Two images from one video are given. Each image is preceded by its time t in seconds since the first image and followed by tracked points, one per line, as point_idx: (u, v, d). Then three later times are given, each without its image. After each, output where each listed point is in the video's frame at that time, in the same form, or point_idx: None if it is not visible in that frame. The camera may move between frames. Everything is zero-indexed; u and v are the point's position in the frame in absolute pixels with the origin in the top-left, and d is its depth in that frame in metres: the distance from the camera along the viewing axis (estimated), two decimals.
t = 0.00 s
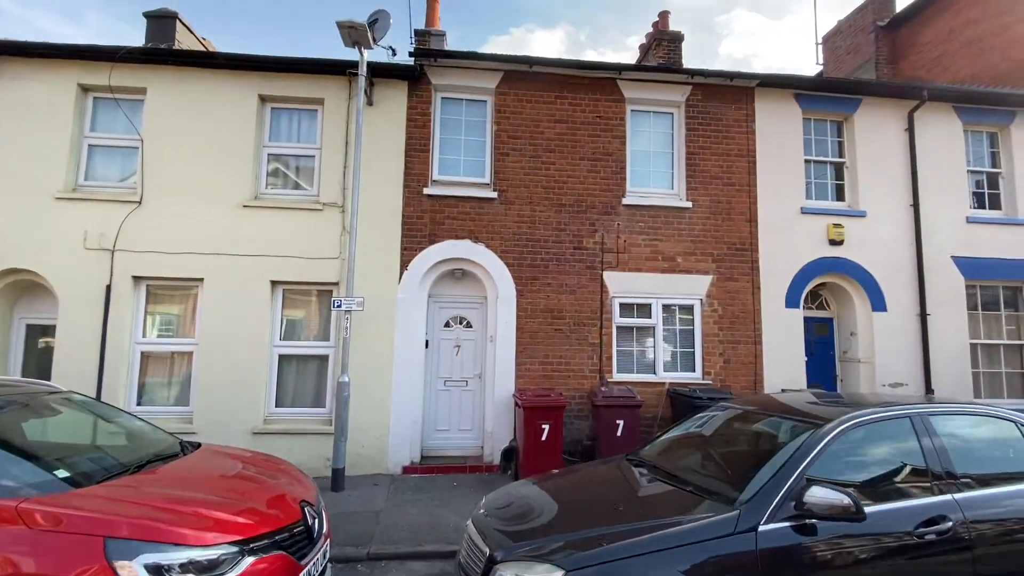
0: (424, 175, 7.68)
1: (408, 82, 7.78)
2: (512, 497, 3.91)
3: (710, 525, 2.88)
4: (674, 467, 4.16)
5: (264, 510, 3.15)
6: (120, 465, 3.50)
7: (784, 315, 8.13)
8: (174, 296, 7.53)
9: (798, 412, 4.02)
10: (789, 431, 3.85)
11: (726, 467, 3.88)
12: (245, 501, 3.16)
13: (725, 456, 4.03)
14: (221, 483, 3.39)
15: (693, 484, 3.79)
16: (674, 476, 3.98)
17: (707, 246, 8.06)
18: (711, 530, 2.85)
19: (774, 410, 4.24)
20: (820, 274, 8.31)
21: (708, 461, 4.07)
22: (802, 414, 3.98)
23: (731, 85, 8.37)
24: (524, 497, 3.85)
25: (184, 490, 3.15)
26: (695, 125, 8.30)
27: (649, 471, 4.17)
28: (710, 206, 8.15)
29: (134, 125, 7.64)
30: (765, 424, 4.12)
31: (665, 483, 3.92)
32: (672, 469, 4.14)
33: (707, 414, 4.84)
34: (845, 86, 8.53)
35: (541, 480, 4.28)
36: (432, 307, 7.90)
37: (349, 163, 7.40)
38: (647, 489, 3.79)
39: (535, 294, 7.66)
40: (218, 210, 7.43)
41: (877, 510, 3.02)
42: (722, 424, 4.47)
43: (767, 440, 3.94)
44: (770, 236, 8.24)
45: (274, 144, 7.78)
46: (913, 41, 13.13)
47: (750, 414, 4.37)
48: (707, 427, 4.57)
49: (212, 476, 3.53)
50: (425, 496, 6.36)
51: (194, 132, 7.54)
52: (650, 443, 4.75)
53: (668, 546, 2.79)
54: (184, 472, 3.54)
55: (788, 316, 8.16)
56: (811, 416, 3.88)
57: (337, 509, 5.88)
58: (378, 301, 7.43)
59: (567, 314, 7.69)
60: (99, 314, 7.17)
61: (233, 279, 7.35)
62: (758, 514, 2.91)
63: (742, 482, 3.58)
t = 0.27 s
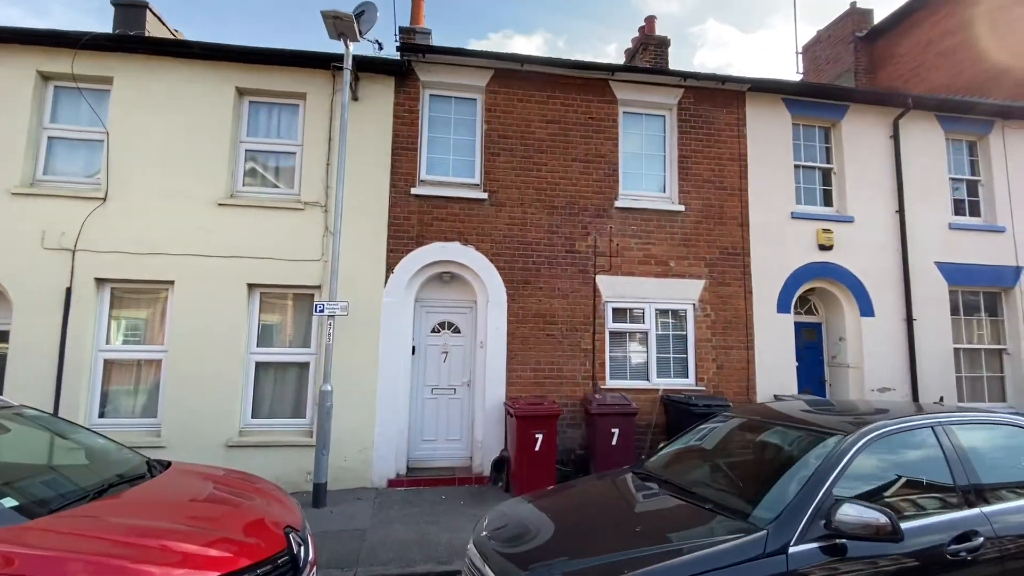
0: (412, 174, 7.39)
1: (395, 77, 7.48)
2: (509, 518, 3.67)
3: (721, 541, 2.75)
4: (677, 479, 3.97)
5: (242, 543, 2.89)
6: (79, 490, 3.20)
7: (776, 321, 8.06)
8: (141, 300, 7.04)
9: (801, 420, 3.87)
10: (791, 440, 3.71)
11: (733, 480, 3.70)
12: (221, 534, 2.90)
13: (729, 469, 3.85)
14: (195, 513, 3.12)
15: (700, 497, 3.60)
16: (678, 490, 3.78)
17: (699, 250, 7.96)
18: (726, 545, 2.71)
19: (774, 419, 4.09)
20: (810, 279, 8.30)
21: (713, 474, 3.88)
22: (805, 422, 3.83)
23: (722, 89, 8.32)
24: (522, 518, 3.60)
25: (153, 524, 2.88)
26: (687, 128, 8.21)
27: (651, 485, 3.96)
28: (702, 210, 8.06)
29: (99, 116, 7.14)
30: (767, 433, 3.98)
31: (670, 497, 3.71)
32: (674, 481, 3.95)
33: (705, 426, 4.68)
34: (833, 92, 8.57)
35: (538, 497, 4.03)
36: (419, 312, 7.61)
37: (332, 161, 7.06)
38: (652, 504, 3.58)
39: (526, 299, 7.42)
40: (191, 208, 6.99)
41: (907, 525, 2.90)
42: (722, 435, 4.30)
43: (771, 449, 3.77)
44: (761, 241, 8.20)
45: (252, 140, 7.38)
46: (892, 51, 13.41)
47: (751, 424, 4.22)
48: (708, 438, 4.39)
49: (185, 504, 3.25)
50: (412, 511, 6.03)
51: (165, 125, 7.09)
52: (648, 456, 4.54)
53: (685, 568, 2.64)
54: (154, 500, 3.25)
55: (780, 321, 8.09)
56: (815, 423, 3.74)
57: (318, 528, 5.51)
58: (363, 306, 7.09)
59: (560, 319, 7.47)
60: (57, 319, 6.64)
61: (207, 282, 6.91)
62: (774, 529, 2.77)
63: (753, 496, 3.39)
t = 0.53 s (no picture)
0: (406, 165, 7.13)
1: (389, 65, 7.21)
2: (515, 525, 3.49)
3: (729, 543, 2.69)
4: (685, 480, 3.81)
5: (238, 557, 2.66)
6: (50, 500, 2.92)
7: (773, 318, 8.00)
8: (117, 295, 6.63)
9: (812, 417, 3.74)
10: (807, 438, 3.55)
11: (744, 481, 3.55)
12: (214, 548, 2.67)
13: (739, 470, 3.70)
14: (182, 523, 2.86)
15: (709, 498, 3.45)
16: (687, 491, 3.61)
17: (698, 246, 7.86)
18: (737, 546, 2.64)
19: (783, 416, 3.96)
20: (806, 275, 8.27)
21: (721, 475, 3.74)
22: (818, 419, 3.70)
23: (720, 84, 8.25)
24: (528, 525, 3.42)
25: (136, 538, 2.62)
26: (685, 122, 8.11)
27: (659, 487, 3.79)
28: (701, 206, 7.96)
29: (72, 100, 6.72)
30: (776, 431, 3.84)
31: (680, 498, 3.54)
32: (683, 483, 3.77)
33: (709, 429, 4.54)
34: (828, 89, 8.57)
35: (541, 503, 3.85)
36: (412, 309, 7.35)
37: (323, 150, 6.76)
38: (661, 506, 3.41)
39: (524, 295, 7.22)
40: (171, 199, 6.61)
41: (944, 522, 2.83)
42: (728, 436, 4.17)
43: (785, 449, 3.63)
44: (759, 237, 8.14)
45: (237, 127, 7.03)
46: (879, 52, 13.57)
47: (760, 423, 4.08)
48: (713, 441, 4.25)
49: (171, 513, 2.98)
50: (409, 515, 5.77)
51: (144, 110, 6.70)
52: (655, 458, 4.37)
53: (715, 574, 2.51)
54: (135, 509, 2.97)
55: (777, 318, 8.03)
56: (828, 420, 3.60)
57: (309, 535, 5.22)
58: (354, 301, 6.79)
59: (558, 316, 7.29)
60: (25, 315, 6.20)
61: (188, 275, 6.54)
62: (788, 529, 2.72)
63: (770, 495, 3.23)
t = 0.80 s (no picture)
0: (404, 150, 6.86)
1: (387, 45, 6.93)
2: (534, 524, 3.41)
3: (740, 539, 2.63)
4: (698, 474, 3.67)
5: (244, 563, 2.44)
6: (35, 502, 2.66)
7: (776, 309, 7.92)
8: (98, 284, 6.26)
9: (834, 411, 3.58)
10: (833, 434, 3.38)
11: (763, 477, 3.41)
12: (217, 552, 2.44)
13: (757, 467, 3.55)
14: (180, 526, 2.62)
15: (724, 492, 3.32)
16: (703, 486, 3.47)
17: (701, 236, 7.74)
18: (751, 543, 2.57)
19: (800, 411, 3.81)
20: (809, 267, 8.21)
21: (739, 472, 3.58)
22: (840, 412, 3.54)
23: (724, 71, 8.12)
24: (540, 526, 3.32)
25: (130, 545, 2.37)
26: (689, 110, 7.96)
27: (672, 483, 3.64)
28: (705, 195, 7.84)
29: (49, 76, 6.31)
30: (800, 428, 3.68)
31: (692, 493, 3.40)
32: (698, 478, 3.63)
33: (720, 425, 4.40)
34: (831, 79, 8.50)
35: (549, 502, 3.71)
36: (411, 300, 7.11)
37: (319, 133, 6.46)
38: (671, 501, 3.27)
39: (527, 285, 7.03)
40: (157, 183, 6.27)
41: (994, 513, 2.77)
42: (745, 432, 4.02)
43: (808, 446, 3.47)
44: (762, 228, 8.05)
45: (227, 108, 6.69)
46: (873, 46, 13.60)
47: (775, 419, 3.94)
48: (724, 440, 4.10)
49: (165, 515, 2.73)
50: (412, 512, 5.56)
51: (127, 88, 6.33)
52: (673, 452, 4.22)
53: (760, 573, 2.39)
54: (125, 513, 2.71)
55: (781, 309, 7.95)
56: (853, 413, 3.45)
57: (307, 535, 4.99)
58: (352, 291, 6.54)
59: (562, 307, 7.11)
60: None
61: (176, 264, 6.21)
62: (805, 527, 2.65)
63: (795, 491, 3.10)
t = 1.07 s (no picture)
0: (404, 130, 6.58)
1: (385, 19, 6.60)
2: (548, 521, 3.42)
3: (750, 531, 2.70)
4: (710, 465, 3.65)
5: (249, 565, 2.23)
6: (20, 501, 2.42)
7: (782, 296, 7.81)
8: (81, 268, 5.93)
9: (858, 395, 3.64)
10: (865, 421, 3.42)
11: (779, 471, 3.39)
12: (218, 554, 2.22)
13: (782, 458, 3.54)
14: (177, 526, 2.40)
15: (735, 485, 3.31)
16: (718, 478, 3.45)
17: (708, 222, 7.58)
18: (763, 538, 2.63)
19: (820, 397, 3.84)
20: (815, 253, 8.11)
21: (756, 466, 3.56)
22: (866, 397, 3.60)
23: (732, 53, 7.91)
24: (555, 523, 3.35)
25: (120, 549, 2.14)
26: (696, 93, 7.76)
27: (687, 475, 3.62)
28: (712, 180, 7.67)
29: (24, 46, 5.92)
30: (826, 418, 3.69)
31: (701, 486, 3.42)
32: (713, 469, 3.61)
33: (735, 419, 4.39)
34: (839, 62, 8.34)
35: (562, 497, 3.72)
36: (411, 286, 6.87)
37: (315, 110, 6.15)
38: (681, 495, 3.29)
39: (532, 271, 6.82)
40: (142, 162, 5.93)
41: None
42: (765, 423, 4.01)
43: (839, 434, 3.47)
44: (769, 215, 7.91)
45: (216, 83, 6.34)
46: (874, 32, 13.47)
47: (795, 410, 3.96)
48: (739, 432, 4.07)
49: (160, 514, 2.50)
50: (417, 504, 5.38)
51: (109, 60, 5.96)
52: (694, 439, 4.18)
53: None
54: (115, 512, 2.47)
55: (787, 296, 7.83)
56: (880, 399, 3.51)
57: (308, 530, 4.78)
58: (351, 277, 6.28)
59: (567, 294, 6.92)
60: None
61: (164, 247, 5.89)
62: (815, 522, 2.70)
63: (839, 476, 3.12)
